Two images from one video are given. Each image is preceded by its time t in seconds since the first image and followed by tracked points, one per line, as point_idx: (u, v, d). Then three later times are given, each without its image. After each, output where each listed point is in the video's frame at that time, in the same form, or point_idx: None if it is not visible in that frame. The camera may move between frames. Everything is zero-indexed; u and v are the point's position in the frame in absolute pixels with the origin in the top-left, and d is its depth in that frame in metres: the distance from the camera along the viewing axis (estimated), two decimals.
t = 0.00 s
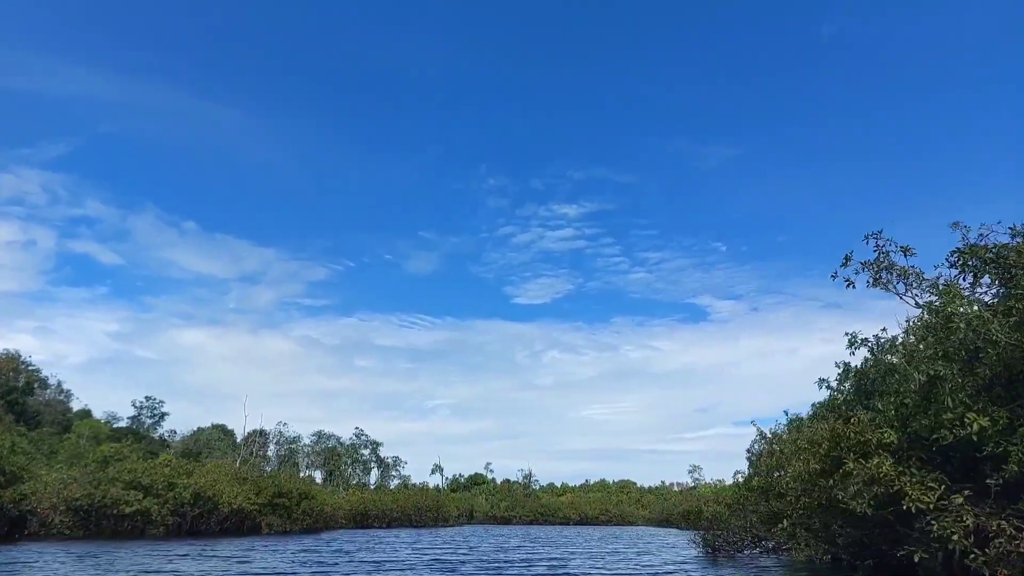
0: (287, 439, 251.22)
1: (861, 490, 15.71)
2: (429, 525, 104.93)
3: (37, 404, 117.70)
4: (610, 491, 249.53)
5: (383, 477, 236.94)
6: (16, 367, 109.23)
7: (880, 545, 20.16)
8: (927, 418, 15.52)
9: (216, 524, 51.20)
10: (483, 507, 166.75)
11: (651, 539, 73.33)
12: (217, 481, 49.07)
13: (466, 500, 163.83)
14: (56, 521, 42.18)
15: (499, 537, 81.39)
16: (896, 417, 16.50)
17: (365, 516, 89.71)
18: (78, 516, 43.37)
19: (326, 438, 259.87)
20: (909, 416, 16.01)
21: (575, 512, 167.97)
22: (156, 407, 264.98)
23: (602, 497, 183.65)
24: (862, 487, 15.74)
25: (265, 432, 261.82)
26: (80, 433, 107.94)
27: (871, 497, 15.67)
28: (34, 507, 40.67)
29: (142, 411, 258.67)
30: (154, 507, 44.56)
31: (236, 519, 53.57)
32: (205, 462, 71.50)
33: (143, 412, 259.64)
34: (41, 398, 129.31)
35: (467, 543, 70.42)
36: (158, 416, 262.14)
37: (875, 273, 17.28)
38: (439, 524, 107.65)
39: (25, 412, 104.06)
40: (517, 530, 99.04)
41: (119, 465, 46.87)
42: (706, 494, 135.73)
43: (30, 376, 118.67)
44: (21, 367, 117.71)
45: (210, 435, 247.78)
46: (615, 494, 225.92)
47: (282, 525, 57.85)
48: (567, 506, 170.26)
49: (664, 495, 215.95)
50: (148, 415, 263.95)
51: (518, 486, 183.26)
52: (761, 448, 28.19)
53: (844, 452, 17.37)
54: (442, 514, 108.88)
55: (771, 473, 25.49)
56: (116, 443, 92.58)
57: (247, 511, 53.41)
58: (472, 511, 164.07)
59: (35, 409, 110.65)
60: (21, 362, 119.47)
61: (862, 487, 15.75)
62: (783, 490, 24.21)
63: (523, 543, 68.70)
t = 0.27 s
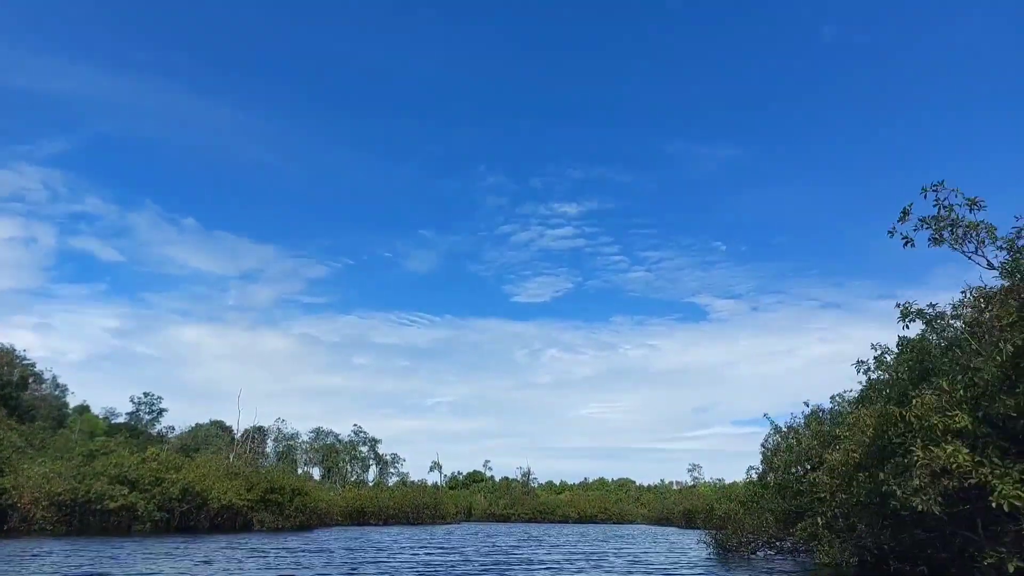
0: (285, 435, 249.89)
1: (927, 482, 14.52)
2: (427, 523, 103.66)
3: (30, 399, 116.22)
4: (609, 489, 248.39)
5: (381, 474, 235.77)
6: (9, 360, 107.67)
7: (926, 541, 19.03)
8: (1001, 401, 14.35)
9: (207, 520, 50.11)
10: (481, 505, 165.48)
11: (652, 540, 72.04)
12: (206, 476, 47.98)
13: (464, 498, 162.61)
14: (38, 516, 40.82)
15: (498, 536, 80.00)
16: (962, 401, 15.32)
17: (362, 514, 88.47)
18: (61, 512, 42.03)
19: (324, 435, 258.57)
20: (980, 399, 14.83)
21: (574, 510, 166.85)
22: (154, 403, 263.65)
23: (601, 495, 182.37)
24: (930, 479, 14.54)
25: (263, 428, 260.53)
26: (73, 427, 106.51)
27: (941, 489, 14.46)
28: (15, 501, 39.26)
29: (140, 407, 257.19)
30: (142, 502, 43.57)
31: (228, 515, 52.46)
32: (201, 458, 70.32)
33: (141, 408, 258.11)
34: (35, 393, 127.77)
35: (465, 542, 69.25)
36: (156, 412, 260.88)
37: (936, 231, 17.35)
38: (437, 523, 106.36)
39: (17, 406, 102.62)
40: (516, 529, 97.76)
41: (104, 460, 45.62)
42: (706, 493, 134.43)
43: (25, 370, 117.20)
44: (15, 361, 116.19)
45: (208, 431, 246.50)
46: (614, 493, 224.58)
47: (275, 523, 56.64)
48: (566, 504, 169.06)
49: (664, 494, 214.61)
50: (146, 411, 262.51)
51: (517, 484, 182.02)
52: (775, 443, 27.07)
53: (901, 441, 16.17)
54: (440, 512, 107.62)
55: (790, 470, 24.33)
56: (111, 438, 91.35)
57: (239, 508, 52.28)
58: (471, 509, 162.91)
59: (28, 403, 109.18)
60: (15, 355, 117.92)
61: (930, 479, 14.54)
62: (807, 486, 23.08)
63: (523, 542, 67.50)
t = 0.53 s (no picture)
0: (284, 432, 248.44)
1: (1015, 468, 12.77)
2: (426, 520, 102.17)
3: (22, 395, 114.58)
4: (610, 485, 247.36)
5: (381, 471, 234.41)
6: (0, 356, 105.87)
7: (980, 529, 17.43)
8: None
9: (196, 517, 48.93)
10: (481, 501, 164.10)
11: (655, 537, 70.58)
12: (192, 472, 46.97)
13: (464, 494, 161.29)
14: (16, 514, 39.12)
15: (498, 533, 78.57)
16: None
17: (359, 511, 86.81)
18: (42, 509, 40.50)
19: (323, 432, 257.11)
20: None
21: (574, 506, 165.61)
22: (152, 400, 262.09)
23: (601, 491, 180.97)
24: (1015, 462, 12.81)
25: (262, 425, 259.36)
26: (66, 425, 104.84)
27: None
28: None
29: (138, 404, 255.72)
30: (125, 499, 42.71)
31: (219, 512, 51.13)
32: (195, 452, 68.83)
33: (139, 405, 256.68)
34: (29, 389, 126.05)
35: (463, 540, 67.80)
36: (154, 410, 259.38)
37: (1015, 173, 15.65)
38: (436, 519, 104.91)
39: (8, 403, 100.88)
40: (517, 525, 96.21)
41: (87, 456, 44.27)
42: (708, 488, 133.00)
43: (17, 366, 115.56)
44: (7, 358, 114.55)
45: (207, 428, 245.03)
46: (614, 488, 223.33)
47: (268, 520, 55.25)
48: (567, 500, 167.78)
49: (665, 490, 213.40)
50: (144, 409, 261.00)
51: (516, 480, 180.64)
52: (793, 434, 25.65)
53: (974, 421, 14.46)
54: (439, 508, 106.15)
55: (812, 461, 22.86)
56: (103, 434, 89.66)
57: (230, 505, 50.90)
58: (470, 505, 161.60)
59: (19, 400, 107.44)
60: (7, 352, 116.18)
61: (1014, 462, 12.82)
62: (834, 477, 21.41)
63: (523, 540, 65.95)
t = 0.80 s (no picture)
0: (282, 432, 246.76)
1: None
2: (424, 520, 100.56)
3: (14, 394, 112.65)
4: (609, 484, 246.32)
5: (380, 470, 232.90)
6: None
7: None
8: None
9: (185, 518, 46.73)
10: (480, 501, 162.57)
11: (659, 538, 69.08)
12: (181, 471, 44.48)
13: (463, 493, 159.78)
14: None
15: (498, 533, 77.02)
16: None
17: (356, 510, 85.08)
18: (17, 510, 37.50)
19: (322, 431, 255.44)
20: None
21: (575, 505, 164.21)
22: (149, 399, 260.35)
23: (601, 490, 179.69)
24: None
25: (260, 425, 257.72)
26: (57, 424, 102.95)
27: None
28: None
29: (135, 404, 253.94)
30: (111, 500, 39.72)
31: (207, 513, 49.30)
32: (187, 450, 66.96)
33: (136, 405, 254.83)
34: (21, 388, 124.22)
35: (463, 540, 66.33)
36: (151, 409, 257.65)
37: None
38: (435, 519, 103.34)
39: None
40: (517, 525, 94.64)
41: (67, 452, 41.11)
42: (710, 487, 131.51)
43: (8, 365, 113.61)
44: None
45: (204, 428, 243.28)
46: (615, 487, 221.84)
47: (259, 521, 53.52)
48: (567, 499, 166.30)
49: (666, 489, 211.86)
50: (141, 408, 259.19)
51: (516, 479, 179.07)
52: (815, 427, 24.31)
53: None
54: (438, 508, 104.50)
55: (838, 456, 21.46)
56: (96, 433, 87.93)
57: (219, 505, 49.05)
58: (470, 505, 160.14)
59: (10, 398, 105.55)
60: None
61: None
62: (864, 471, 20.01)
63: (523, 541, 64.46)
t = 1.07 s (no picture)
0: (280, 430, 245.10)
1: None
2: (422, 521, 98.82)
3: (5, 391, 110.90)
4: (609, 484, 244.98)
5: (377, 470, 231.25)
6: None
7: None
8: None
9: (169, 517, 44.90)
10: (479, 501, 161.01)
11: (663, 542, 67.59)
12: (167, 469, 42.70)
13: (462, 493, 158.26)
14: None
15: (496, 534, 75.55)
16: None
17: (351, 511, 83.25)
18: None
19: (320, 430, 253.80)
20: None
21: (574, 506, 162.65)
22: (146, 398, 258.51)
23: (601, 491, 178.16)
24: None
25: (257, 423, 256.08)
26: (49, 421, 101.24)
27: None
28: None
29: (132, 402, 252.24)
30: (91, 498, 38.02)
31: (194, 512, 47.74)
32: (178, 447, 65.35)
33: (133, 403, 253.11)
34: (14, 385, 122.57)
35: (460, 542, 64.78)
36: (148, 408, 255.89)
37: None
38: (432, 519, 101.61)
39: None
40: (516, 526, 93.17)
41: (46, 447, 39.32)
42: (711, 488, 130.22)
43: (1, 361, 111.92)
44: None
45: (201, 426, 241.63)
46: (614, 488, 220.39)
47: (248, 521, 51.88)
48: (566, 499, 164.83)
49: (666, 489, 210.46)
50: (138, 406, 257.48)
51: (515, 479, 177.55)
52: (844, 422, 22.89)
53: None
54: (435, 508, 102.83)
55: (869, 452, 20.06)
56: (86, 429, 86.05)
57: (206, 504, 47.46)
58: (468, 505, 158.55)
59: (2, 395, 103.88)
60: None
61: None
62: (899, 470, 18.48)
63: (522, 543, 62.84)
